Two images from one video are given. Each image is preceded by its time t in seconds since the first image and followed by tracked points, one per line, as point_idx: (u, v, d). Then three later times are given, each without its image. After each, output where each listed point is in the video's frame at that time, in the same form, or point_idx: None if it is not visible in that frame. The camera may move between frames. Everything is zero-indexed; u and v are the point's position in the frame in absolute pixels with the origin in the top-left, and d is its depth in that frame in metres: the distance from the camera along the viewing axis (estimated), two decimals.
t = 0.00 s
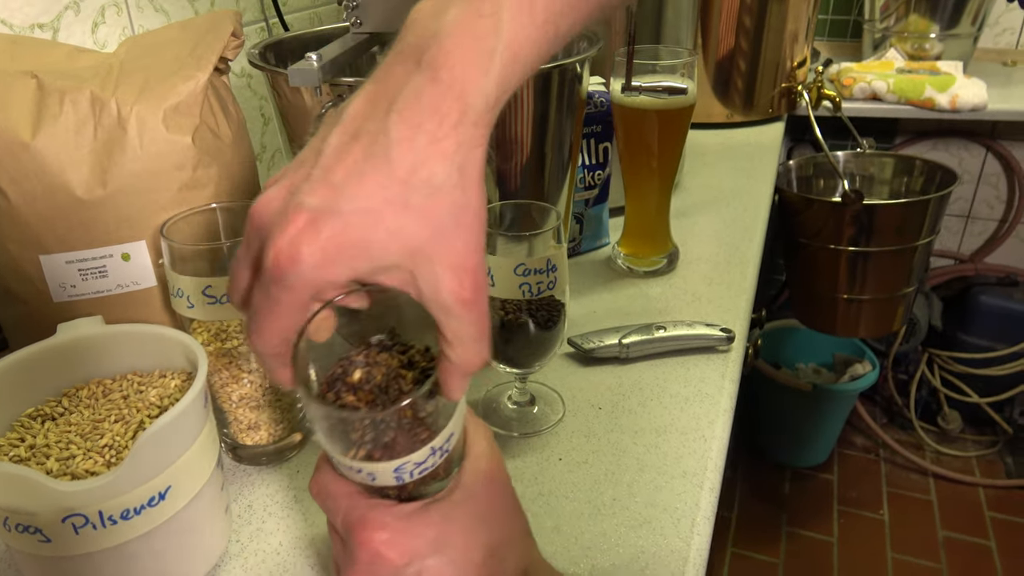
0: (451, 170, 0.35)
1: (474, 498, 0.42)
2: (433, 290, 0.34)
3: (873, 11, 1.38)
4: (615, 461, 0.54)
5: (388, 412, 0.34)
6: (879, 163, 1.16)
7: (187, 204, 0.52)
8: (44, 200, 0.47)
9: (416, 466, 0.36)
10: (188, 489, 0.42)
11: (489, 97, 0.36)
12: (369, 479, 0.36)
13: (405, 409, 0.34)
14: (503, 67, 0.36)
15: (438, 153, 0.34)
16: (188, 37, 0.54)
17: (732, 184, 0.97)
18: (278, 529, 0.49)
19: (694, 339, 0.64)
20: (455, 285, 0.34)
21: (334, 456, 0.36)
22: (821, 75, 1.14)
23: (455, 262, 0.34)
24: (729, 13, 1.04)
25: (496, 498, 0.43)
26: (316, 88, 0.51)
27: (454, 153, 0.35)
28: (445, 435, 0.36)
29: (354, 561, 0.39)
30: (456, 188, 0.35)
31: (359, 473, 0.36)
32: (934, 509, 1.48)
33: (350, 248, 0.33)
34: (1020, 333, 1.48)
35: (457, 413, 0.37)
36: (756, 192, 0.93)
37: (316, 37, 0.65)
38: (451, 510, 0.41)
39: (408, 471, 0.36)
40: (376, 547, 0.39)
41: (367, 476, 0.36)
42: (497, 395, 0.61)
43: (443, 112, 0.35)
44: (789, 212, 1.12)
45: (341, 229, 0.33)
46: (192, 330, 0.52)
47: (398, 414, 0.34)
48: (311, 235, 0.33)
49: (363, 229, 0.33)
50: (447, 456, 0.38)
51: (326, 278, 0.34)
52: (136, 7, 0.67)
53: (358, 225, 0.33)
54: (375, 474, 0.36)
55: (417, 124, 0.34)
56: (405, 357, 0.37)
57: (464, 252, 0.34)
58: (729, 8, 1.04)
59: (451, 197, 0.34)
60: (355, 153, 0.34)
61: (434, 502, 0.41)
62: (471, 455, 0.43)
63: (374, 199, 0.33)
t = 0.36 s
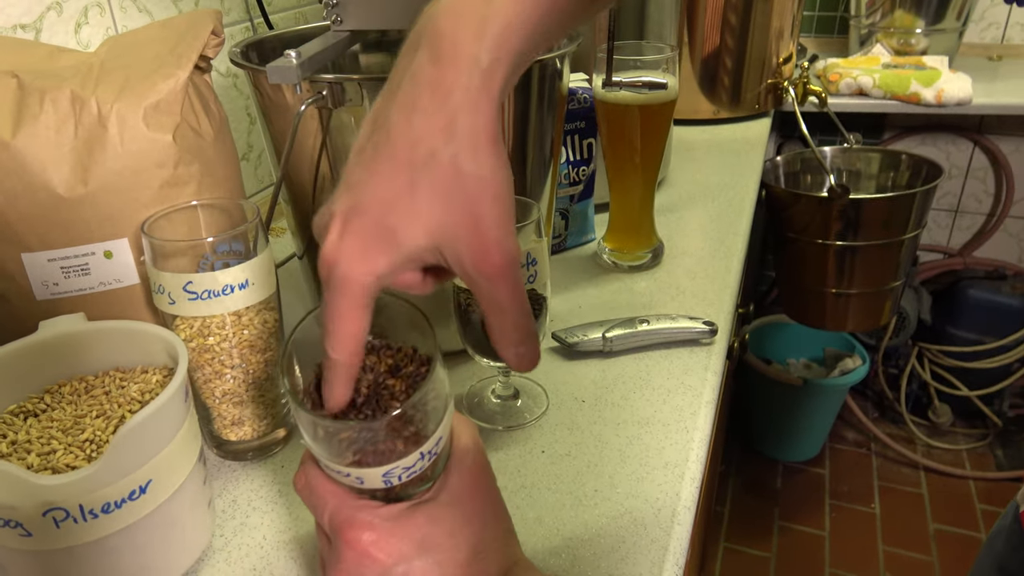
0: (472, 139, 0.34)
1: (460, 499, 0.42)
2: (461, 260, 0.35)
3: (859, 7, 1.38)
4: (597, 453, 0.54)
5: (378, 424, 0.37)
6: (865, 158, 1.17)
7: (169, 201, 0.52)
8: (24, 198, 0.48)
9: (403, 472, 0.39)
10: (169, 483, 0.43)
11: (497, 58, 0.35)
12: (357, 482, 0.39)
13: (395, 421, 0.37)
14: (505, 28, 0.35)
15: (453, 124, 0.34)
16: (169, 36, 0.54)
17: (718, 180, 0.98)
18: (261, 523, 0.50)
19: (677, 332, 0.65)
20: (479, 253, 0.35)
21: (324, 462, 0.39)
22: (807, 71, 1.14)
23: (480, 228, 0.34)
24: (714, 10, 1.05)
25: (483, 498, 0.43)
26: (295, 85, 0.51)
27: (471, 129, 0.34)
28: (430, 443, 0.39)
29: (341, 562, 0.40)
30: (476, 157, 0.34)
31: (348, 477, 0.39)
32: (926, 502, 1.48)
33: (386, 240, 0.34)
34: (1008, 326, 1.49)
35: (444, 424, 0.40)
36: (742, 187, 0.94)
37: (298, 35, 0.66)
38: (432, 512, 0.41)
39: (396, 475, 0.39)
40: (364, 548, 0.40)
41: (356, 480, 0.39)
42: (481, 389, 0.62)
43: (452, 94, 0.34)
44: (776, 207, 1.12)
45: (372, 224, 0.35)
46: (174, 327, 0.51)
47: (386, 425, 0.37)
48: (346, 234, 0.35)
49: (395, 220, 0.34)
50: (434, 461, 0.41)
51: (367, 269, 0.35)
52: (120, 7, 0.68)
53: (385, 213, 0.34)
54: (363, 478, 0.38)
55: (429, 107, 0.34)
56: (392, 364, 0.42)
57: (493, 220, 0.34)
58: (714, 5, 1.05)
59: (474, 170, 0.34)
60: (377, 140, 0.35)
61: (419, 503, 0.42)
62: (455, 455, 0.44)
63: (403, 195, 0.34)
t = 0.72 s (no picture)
0: (452, 130, 0.33)
1: (454, 501, 0.42)
2: (450, 250, 0.34)
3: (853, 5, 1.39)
4: (593, 453, 0.54)
5: (371, 426, 0.36)
6: (860, 156, 1.17)
7: (161, 202, 0.52)
8: (15, 200, 0.47)
9: (396, 475, 0.39)
10: (163, 486, 0.42)
11: (471, 52, 0.35)
12: (351, 485, 0.39)
13: (388, 424, 0.37)
14: (479, 23, 0.35)
15: (432, 116, 0.33)
16: (160, 37, 0.54)
17: (713, 178, 0.98)
18: (256, 526, 0.49)
19: (673, 330, 0.65)
20: (468, 242, 0.33)
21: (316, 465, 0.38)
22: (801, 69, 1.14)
23: (470, 221, 0.33)
24: (708, 9, 1.05)
25: (477, 500, 0.43)
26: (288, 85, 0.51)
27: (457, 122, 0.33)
28: (424, 445, 0.39)
29: (335, 566, 0.39)
30: (457, 147, 0.33)
31: (342, 480, 0.39)
32: (923, 499, 1.48)
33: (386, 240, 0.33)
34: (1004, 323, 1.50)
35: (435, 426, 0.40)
36: (736, 186, 0.94)
37: (290, 36, 0.66)
38: (427, 515, 0.41)
39: (389, 478, 0.39)
40: (357, 551, 0.39)
41: (349, 483, 0.39)
42: (476, 389, 0.61)
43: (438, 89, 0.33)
44: (772, 205, 1.12)
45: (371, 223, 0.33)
46: (168, 328, 0.51)
47: (378, 427, 0.36)
48: (337, 237, 0.34)
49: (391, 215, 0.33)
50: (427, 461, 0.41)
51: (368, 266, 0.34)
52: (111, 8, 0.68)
53: (373, 210, 0.33)
54: (356, 481, 0.38)
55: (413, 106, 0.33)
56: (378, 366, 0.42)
57: (480, 210, 0.33)
58: (708, 4, 1.05)
59: (454, 161, 0.33)
60: (357, 142, 0.33)
61: (413, 506, 0.41)
62: (448, 459, 0.44)
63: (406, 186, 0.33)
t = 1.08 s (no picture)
0: None
1: (446, 506, 0.42)
2: (431, 88, 0.33)
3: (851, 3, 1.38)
4: (593, 453, 0.54)
5: (355, 429, 0.36)
6: (858, 154, 1.17)
7: (157, 203, 0.51)
8: (9, 201, 0.47)
9: (384, 478, 0.38)
10: (160, 488, 0.42)
11: None
12: (338, 491, 0.38)
13: (372, 426, 0.37)
14: None
15: None
16: (155, 36, 0.53)
17: (711, 177, 0.98)
18: (254, 528, 0.49)
19: (672, 330, 0.65)
20: (450, 80, 0.33)
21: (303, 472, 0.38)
22: (800, 67, 1.14)
23: (456, 63, 0.32)
24: (706, 8, 1.05)
25: (469, 503, 0.43)
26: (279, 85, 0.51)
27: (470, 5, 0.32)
28: (411, 447, 0.39)
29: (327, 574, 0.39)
30: None
31: (329, 485, 0.38)
32: (923, 498, 1.48)
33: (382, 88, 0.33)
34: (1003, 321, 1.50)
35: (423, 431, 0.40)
36: (736, 185, 0.94)
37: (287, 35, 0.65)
38: (420, 523, 0.41)
39: (376, 483, 0.38)
40: (349, 560, 0.39)
41: (337, 489, 0.38)
42: (476, 390, 0.61)
43: None
44: (771, 204, 1.12)
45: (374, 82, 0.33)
46: (165, 330, 0.50)
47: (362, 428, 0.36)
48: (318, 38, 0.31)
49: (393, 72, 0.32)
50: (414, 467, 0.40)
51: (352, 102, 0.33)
52: (106, 8, 0.67)
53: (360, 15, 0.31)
54: (344, 486, 0.38)
55: None
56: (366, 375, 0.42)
57: (468, 48, 0.32)
58: (706, 2, 1.04)
59: None
60: None
61: (404, 513, 0.41)
62: (438, 464, 0.44)
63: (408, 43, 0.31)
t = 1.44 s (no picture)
0: None
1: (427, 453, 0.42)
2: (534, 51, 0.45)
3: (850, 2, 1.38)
4: (594, 452, 0.54)
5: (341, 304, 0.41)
6: (858, 153, 1.17)
7: (155, 203, 0.51)
8: (7, 201, 0.47)
9: (371, 385, 0.41)
10: (159, 489, 0.42)
11: None
12: (326, 405, 0.40)
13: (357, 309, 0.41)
14: None
15: None
16: (153, 35, 0.53)
17: (711, 176, 0.98)
18: (254, 528, 0.49)
19: (673, 329, 0.64)
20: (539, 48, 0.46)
21: (294, 380, 0.41)
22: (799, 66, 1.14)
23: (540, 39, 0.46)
24: (706, 7, 1.04)
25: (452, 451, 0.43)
26: (283, 83, 0.50)
27: None
28: (395, 356, 0.42)
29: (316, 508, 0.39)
30: None
31: (317, 396, 0.40)
32: (923, 496, 1.48)
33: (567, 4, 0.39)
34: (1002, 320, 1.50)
35: (403, 339, 0.42)
36: (735, 184, 0.94)
37: (286, 34, 0.65)
38: (403, 464, 0.41)
39: (363, 389, 0.41)
40: (334, 492, 0.39)
41: (325, 401, 0.40)
42: (476, 390, 0.61)
43: None
44: (771, 203, 1.12)
45: None
46: (164, 331, 0.50)
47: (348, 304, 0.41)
48: None
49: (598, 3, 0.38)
50: (398, 386, 0.43)
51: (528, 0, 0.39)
52: (105, 8, 0.67)
53: None
54: (332, 393, 0.40)
55: None
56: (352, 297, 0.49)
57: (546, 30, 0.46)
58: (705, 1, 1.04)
59: None
60: None
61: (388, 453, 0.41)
62: (420, 417, 0.45)
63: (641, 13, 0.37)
